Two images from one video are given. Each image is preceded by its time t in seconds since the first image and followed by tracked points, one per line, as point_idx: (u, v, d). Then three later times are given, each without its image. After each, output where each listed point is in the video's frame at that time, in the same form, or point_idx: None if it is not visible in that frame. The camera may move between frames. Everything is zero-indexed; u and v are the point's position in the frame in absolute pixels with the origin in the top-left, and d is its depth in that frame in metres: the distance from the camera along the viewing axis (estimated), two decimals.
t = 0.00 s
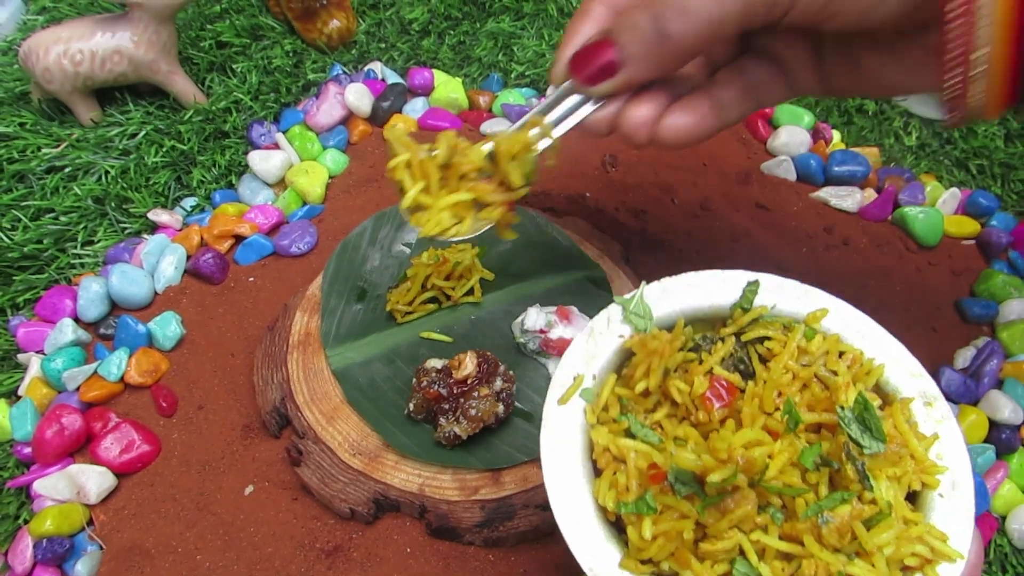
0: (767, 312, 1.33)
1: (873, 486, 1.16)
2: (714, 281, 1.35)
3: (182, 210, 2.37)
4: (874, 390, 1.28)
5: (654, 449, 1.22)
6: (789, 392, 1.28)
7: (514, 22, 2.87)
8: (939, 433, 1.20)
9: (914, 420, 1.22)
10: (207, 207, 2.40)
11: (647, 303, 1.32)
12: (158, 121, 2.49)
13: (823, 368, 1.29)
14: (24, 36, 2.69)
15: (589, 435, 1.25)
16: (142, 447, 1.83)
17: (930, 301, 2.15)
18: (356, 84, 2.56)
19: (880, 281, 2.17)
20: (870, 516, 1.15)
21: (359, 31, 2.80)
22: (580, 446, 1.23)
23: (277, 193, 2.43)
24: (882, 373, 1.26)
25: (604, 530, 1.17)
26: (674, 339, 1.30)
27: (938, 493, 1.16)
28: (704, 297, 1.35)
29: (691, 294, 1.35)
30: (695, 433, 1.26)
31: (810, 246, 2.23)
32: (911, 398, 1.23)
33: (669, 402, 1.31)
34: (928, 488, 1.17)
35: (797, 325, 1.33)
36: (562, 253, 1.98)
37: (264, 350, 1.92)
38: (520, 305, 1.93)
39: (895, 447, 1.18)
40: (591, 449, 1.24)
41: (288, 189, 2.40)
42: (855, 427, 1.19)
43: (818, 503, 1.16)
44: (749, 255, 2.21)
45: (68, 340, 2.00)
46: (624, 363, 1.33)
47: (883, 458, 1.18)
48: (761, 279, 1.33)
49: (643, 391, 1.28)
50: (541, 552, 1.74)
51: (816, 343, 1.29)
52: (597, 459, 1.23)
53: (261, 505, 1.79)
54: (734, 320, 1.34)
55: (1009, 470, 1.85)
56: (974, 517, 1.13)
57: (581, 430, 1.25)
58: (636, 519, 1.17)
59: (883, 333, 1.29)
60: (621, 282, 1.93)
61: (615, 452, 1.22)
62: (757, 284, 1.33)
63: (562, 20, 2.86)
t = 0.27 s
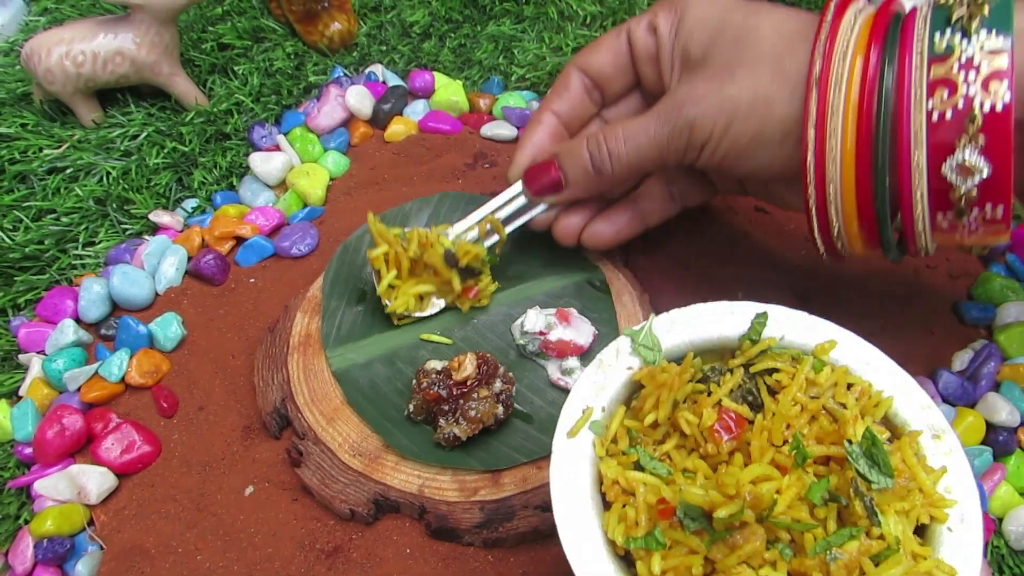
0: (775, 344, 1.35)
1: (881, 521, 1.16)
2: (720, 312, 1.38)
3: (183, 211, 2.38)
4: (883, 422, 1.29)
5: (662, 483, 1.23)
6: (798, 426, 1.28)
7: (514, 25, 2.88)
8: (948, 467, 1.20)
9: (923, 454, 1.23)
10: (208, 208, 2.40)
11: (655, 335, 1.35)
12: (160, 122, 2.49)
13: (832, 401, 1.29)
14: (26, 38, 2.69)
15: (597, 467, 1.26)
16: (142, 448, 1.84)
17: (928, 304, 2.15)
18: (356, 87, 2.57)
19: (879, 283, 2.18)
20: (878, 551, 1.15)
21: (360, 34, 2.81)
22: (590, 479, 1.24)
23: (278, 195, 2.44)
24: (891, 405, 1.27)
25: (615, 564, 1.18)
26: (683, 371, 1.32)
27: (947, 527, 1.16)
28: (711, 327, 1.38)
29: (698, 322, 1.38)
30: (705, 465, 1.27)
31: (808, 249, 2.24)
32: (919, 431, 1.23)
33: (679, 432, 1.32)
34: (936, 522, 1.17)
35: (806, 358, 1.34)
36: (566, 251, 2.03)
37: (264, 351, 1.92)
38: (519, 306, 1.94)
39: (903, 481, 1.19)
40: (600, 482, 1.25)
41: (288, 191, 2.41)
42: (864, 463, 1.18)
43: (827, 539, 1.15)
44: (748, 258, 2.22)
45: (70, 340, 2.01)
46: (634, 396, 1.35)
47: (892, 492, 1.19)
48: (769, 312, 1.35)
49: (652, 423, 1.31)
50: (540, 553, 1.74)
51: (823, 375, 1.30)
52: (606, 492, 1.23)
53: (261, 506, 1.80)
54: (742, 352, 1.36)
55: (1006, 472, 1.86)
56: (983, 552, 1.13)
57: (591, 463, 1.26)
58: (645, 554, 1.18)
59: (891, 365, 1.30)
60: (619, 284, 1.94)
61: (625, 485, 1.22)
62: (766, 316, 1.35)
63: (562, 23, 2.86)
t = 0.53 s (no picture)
0: (781, 352, 1.36)
1: (886, 526, 1.17)
2: (729, 321, 1.39)
3: (179, 214, 2.38)
4: (887, 430, 1.30)
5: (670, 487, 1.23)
6: (804, 432, 1.28)
7: (510, 29, 2.89)
8: (951, 473, 1.21)
9: (926, 461, 1.23)
10: (204, 211, 2.41)
11: (665, 343, 1.36)
12: (155, 126, 2.49)
13: (836, 408, 1.30)
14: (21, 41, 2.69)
15: (608, 472, 1.27)
16: (138, 451, 1.84)
17: (921, 307, 2.16)
18: (352, 90, 2.57)
19: (873, 287, 2.19)
20: (882, 555, 1.16)
21: (356, 38, 2.82)
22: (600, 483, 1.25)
23: (274, 198, 2.45)
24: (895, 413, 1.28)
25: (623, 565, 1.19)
26: (693, 378, 1.33)
27: (950, 532, 1.17)
28: (718, 336, 1.38)
29: (707, 331, 1.39)
30: (713, 470, 1.27)
31: (802, 252, 2.26)
32: (923, 438, 1.24)
33: (686, 437, 1.32)
34: (940, 527, 1.18)
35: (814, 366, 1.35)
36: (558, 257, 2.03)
37: (259, 355, 1.92)
38: (515, 309, 1.94)
39: (907, 487, 1.20)
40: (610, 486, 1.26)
41: (284, 194, 2.42)
42: (869, 468, 1.19)
43: (831, 542, 1.16)
44: (743, 262, 2.23)
45: (65, 344, 2.01)
46: (643, 403, 1.36)
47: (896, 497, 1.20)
48: (775, 320, 1.37)
49: (660, 429, 1.31)
50: (535, 555, 1.74)
51: (829, 384, 1.31)
52: (615, 496, 1.24)
53: (257, 509, 1.80)
54: (749, 359, 1.37)
55: (998, 475, 1.87)
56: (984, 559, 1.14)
57: (601, 469, 1.27)
58: (654, 556, 1.18)
59: (894, 374, 1.32)
60: (615, 287, 1.95)
61: (634, 489, 1.24)
62: (773, 324, 1.37)
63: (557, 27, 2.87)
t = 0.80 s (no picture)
0: (780, 357, 1.35)
1: (885, 531, 1.17)
2: (727, 326, 1.39)
3: (176, 218, 2.38)
4: (886, 435, 1.30)
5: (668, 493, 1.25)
6: (802, 437, 1.29)
7: (507, 33, 2.89)
8: (950, 478, 1.21)
9: (925, 465, 1.23)
10: (201, 215, 2.41)
11: (662, 348, 1.36)
12: (152, 130, 2.49)
13: (835, 413, 1.30)
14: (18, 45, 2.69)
15: (605, 478, 1.26)
16: (134, 455, 1.84)
17: (918, 311, 2.16)
18: (348, 94, 2.57)
19: (870, 290, 2.19)
20: (883, 559, 1.16)
21: (353, 42, 2.82)
22: (598, 489, 1.24)
23: (270, 202, 2.45)
24: (894, 418, 1.28)
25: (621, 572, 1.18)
26: (690, 384, 1.33)
27: (950, 537, 1.17)
28: (716, 341, 1.38)
29: (705, 336, 1.38)
30: (711, 476, 1.28)
31: (798, 256, 2.26)
32: (922, 443, 1.24)
33: (685, 443, 1.33)
34: (940, 532, 1.18)
35: (812, 370, 1.35)
36: (554, 261, 2.01)
37: (256, 359, 1.92)
38: (512, 313, 1.95)
39: (906, 491, 1.20)
40: (608, 491, 1.25)
41: (281, 198, 2.42)
42: (867, 473, 1.21)
43: (832, 548, 1.16)
44: (740, 265, 2.23)
45: (62, 348, 2.01)
46: (641, 408, 1.36)
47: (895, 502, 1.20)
48: (773, 325, 1.37)
49: (659, 435, 1.32)
50: (532, 559, 1.74)
51: (827, 389, 1.31)
52: (614, 502, 1.24)
53: (254, 513, 1.80)
54: (748, 364, 1.37)
55: (995, 478, 1.87)
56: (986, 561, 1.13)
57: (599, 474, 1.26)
58: (653, 562, 1.18)
59: (893, 378, 1.31)
60: (612, 290, 1.95)
61: (632, 495, 1.24)
62: (770, 329, 1.36)
63: (554, 31, 2.88)
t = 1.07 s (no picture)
0: (775, 358, 1.35)
1: (882, 534, 1.16)
2: (722, 327, 1.39)
3: (173, 221, 2.38)
4: (883, 436, 1.29)
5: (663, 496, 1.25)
6: (798, 439, 1.29)
7: (504, 35, 2.90)
8: (948, 480, 1.20)
9: (922, 467, 1.23)
10: (198, 218, 2.41)
11: (657, 350, 1.36)
12: (149, 133, 2.50)
13: (833, 414, 1.30)
14: (15, 49, 2.69)
15: (601, 481, 1.26)
16: (131, 458, 1.84)
17: (915, 312, 2.17)
18: (346, 97, 2.57)
19: (866, 292, 2.19)
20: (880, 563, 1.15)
21: (350, 45, 2.83)
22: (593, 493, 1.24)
23: (268, 205, 2.45)
24: (890, 419, 1.27)
25: None
26: (686, 386, 1.33)
27: (947, 539, 1.16)
28: (712, 342, 1.38)
29: (701, 338, 1.38)
30: (707, 478, 1.28)
31: (795, 258, 2.26)
32: (919, 445, 1.24)
33: (680, 446, 1.33)
34: (937, 534, 1.17)
35: (808, 371, 1.35)
36: (552, 263, 2.00)
37: (253, 362, 1.92)
38: (510, 315, 1.95)
39: (903, 493, 1.20)
40: (603, 495, 1.25)
41: (278, 201, 2.42)
42: (863, 475, 1.20)
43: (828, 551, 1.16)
44: (737, 268, 2.23)
45: (59, 351, 2.01)
46: (636, 409, 1.36)
47: (892, 505, 1.20)
48: (769, 326, 1.36)
49: (654, 437, 1.32)
50: (530, 561, 1.74)
51: (824, 390, 1.31)
52: (609, 505, 1.24)
53: (251, 516, 1.80)
54: (743, 365, 1.37)
55: (992, 479, 1.87)
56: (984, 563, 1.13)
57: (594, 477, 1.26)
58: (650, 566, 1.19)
59: (889, 379, 1.31)
60: (609, 292, 1.95)
61: (628, 498, 1.24)
62: (766, 330, 1.36)
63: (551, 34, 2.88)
